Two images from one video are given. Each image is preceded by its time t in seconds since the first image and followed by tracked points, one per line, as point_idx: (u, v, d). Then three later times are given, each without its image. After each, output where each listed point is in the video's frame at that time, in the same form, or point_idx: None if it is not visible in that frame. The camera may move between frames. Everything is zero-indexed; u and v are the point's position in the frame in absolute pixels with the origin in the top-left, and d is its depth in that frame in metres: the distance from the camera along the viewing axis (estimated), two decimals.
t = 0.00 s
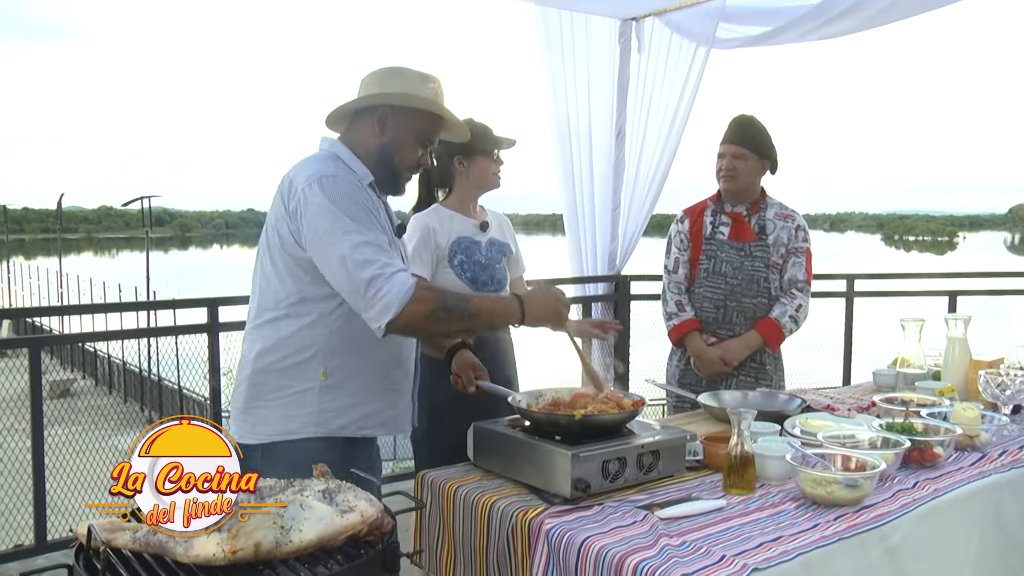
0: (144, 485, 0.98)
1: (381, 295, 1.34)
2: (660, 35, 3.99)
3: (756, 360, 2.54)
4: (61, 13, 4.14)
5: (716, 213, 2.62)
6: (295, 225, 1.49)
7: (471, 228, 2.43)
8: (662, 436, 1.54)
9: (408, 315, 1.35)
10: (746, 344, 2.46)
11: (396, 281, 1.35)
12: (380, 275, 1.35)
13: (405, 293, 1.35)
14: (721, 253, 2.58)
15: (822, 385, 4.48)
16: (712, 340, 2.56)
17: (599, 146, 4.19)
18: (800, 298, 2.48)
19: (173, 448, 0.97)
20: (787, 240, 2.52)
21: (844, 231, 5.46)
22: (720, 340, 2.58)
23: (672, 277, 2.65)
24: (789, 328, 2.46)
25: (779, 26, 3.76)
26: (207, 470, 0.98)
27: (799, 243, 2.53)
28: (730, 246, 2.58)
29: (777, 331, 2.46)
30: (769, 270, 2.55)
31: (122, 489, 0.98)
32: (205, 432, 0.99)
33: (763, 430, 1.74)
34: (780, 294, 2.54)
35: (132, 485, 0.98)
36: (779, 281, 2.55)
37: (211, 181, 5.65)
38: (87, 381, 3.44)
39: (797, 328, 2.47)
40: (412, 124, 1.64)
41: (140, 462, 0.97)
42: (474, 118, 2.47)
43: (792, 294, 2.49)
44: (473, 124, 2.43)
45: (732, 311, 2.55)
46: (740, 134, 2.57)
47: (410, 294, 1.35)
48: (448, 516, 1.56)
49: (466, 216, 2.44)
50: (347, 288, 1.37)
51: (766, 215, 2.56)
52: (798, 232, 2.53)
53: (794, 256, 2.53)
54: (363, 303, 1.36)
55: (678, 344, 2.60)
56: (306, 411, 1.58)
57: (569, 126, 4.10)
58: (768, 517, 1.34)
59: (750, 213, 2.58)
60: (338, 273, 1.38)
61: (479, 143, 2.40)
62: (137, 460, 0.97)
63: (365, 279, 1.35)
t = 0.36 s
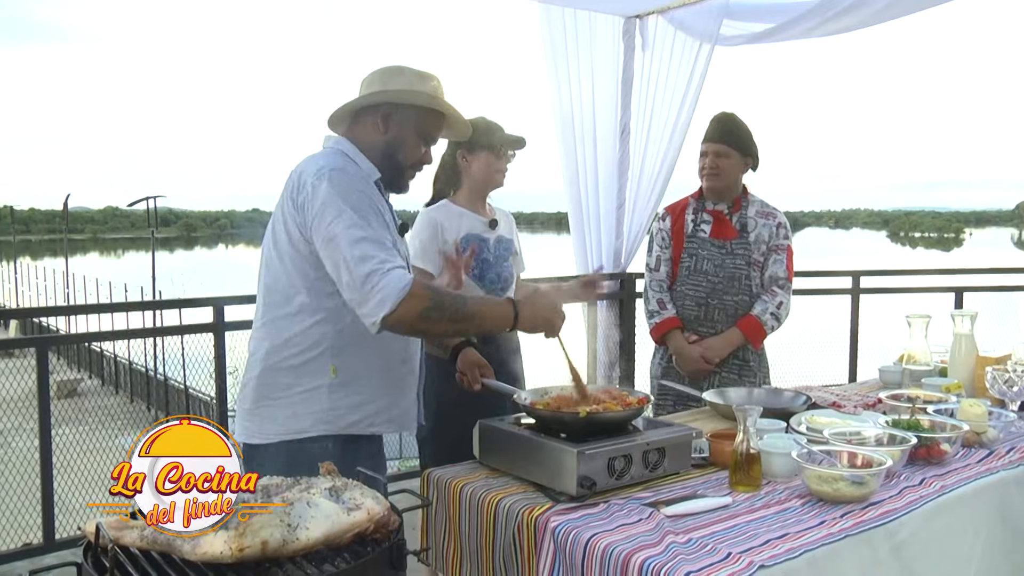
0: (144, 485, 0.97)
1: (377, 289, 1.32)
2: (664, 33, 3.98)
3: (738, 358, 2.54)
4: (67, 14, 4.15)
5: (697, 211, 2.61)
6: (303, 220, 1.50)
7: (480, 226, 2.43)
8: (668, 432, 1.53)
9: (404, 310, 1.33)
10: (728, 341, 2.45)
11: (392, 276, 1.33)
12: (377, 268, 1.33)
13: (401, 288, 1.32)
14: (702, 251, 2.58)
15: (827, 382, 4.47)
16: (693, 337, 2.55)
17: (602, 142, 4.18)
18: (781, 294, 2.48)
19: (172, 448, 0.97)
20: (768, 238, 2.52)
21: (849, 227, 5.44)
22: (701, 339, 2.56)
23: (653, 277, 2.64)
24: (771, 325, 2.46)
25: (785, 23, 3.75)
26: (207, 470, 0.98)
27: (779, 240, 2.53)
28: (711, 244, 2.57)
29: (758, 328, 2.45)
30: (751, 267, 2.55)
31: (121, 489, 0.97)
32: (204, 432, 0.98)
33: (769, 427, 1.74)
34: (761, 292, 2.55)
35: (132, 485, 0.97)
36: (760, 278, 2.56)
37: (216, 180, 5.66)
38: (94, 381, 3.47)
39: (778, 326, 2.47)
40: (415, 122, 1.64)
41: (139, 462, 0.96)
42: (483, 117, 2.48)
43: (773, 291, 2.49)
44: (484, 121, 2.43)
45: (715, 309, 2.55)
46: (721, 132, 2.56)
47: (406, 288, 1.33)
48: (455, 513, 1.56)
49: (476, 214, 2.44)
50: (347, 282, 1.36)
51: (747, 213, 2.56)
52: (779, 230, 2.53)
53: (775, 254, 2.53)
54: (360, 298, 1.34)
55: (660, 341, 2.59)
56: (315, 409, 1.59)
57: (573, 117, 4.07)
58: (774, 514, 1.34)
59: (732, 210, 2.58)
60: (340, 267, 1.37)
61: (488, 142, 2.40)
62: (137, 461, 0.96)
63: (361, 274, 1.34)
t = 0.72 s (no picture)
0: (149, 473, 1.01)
1: (426, 280, 1.34)
2: (670, 30, 3.98)
3: (740, 352, 2.54)
4: (74, 15, 4.17)
5: (685, 211, 2.59)
6: (327, 216, 1.50)
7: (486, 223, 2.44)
8: (676, 429, 1.53)
9: (451, 301, 1.35)
10: (728, 339, 2.46)
11: (440, 267, 1.36)
12: (424, 260, 1.36)
13: (449, 279, 1.35)
14: (694, 252, 2.56)
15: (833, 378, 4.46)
16: (694, 339, 2.54)
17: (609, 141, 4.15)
18: (776, 288, 2.50)
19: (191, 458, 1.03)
20: (758, 232, 2.53)
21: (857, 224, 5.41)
22: (702, 339, 2.55)
23: (648, 280, 2.60)
24: (769, 318, 2.48)
25: (790, 20, 3.73)
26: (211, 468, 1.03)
27: (769, 233, 2.55)
28: (702, 244, 2.56)
29: (758, 324, 2.47)
30: (743, 263, 2.55)
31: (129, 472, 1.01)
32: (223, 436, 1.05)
33: (777, 424, 1.73)
34: (756, 287, 2.55)
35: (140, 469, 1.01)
36: (754, 272, 2.57)
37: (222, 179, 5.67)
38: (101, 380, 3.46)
39: (776, 318, 2.49)
40: (425, 120, 1.65)
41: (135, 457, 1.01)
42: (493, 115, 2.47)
43: (768, 284, 2.51)
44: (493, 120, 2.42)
45: (713, 308, 2.54)
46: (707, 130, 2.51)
47: (453, 280, 1.35)
48: (463, 511, 1.56)
49: (480, 212, 2.44)
50: (390, 276, 1.38)
51: (734, 209, 2.56)
52: (768, 224, 2.55)
53: (766, 247, 2.55)
54: (407, 289, 1.36)
55: (661, 346, 2.56)
56: (320, 405, 1.59)
57: (579, 116, 4.09)
58: (783, 511, 1.34)
59: (719, 208, 2.58)
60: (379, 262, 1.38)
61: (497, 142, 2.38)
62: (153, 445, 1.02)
63: (410, 263, 1.35)
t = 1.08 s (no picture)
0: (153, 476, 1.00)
1: (452, 270, 1.36)
2: (674, 29, 3.98)
3: (748, 352, 2.53)
4: (77, 13, 4.17)
5: (694, 209, 2.61)
6: (346, 209, 1.51)
7: (485, 220, 2.48)
8: (679, 427, 1.53)
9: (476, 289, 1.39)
10: (736, 336, 2.44)
11: (465, 257, 1.38)
12: (445, 249, 1.37)
13: (475, 267, 1.38)
14: (703, 248, 2.57)
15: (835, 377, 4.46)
16: (701, 335, 2.54)
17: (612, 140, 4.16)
18: (785, 284, 2.46)
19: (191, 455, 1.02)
20: (767, 229, 2.51)
21: (859, 223, 5.40)
22: (709, 335, 2.56)
23: (656, 278, 2.64)
24: (778, 316, 2.45)
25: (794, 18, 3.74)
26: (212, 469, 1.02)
27: (779, 230, 2.51)
28: (711, 241, 2.57)
29: (766, 320, 2.44)
30: (752, 260, 2.54)
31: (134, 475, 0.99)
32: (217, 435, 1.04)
33: (780, 423, 1.74)
34: (765, 284, 2.53)
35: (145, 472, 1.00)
36: (763, 270, 2.54)
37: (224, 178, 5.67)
38: (103, 377, 3.36)
39: (785, 316, 2.45)
40: (439, 115, 1.66)
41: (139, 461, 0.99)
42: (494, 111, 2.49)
43: (776, 281, 2.47)
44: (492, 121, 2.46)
45: (721, 305, 2.54)
46: (713, 126, 2.55)
47: (479, 268, 1.38)
48: (466, 509, 1.56)
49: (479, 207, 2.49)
50: (414, 267, 1.39)
51: (744, 207, 2.55)
52: (778, 220, 2.52)
53: (775, 244, 2.51)
54: (432, 278, 1.37)
55: (668, 343, 2.58)
56: (342, 398, 1.58)
57: (583, 115, 4.07)
58: (786, 510, 1.33)
59: (728, 206, 2.58)
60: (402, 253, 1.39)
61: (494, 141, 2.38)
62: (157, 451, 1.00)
63: (435, 252, 1.36)
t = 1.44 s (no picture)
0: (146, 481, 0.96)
1: (460, 259, 1.34)
2: (676, 24, 3.97)
3: (765, 349, 2.53)
4: (78, 10, 4.16)
5: (715, 203, 2.61)
6: (355, 206, 1.51)
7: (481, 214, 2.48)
8: (681, 424, 1.53)
9: (485, 277, 1.37)
10: (754, 332, 2.43)
11: (473, 246, 1.36)
12: (452, 238, 1.36)
13: (483, 258, 1.36)
14: (723, 244, 2.58)
15: (837, 372, 4.47)
16: (719, 330, 2.54)
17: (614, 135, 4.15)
18: (805, 282, 2.45)
19: (186, 449, 0.97)
20: (788, 225, 2.49)
21: (861, 218, 5.39)
22: (726, 331, 2.57)
23: (676, 272, 2.64)
24: (796, 313, 2.43)
25: (795, 13, 3.74)
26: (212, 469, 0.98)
27: (799, 226, 2.49)
28: (730, 236, 2.57)
29: (784, 317, 2.43)
30: (772, 256, 2.53)
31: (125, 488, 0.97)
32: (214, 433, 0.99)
33: (783, 419, 1.73)
34: (784, 280, 2.52)
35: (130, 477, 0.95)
36: (783, 266, 2.53)
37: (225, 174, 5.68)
38: (107, 374, 3.45)
39: (804, 313, 2.43)
40: (446, 108, 1.64)
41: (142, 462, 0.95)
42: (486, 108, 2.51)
43: (796, 278, 2.46)
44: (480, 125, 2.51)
45: (739, 301, 2.54)
46: (734, 121, 2.56)
47: (486, 257, 1.36)
48: (468, 506, 1.56)
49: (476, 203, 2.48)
50: (422, 257, 1.37)
51: (766, 201, 2.54)
52: (799, 216, 2.50)
53: (796, 240, 2.49)
54: (440, 269, 1.35)
55: (686, 338, 2.59)
56: (366, 391, 1.59)
57: (585, 110, 4.04)
58: (789, 506, 1.33)
59: (750, 201, 2.57)
60: (409, 244, 1.38)
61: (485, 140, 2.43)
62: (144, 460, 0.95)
63: (441, 242, 1.35)
